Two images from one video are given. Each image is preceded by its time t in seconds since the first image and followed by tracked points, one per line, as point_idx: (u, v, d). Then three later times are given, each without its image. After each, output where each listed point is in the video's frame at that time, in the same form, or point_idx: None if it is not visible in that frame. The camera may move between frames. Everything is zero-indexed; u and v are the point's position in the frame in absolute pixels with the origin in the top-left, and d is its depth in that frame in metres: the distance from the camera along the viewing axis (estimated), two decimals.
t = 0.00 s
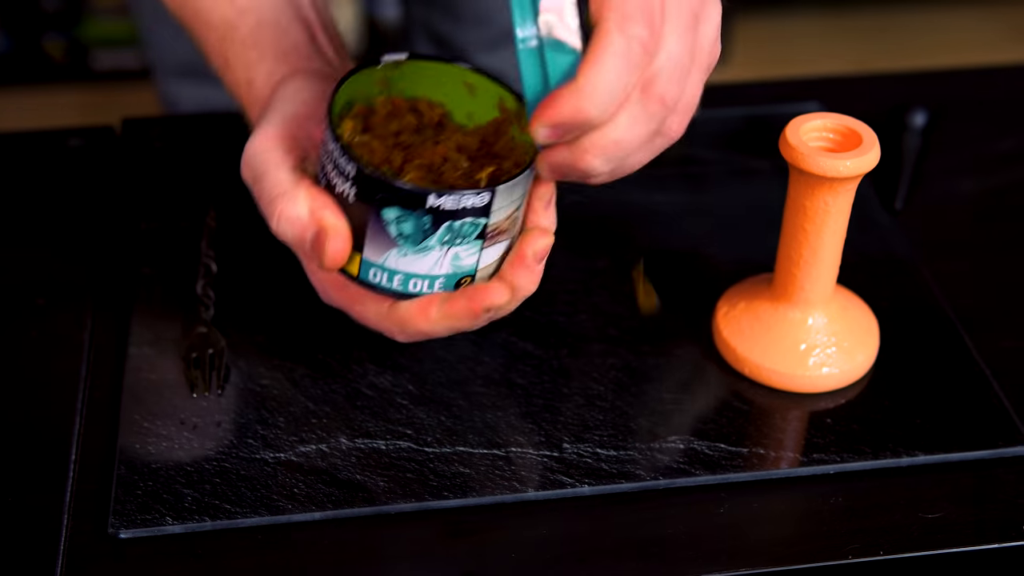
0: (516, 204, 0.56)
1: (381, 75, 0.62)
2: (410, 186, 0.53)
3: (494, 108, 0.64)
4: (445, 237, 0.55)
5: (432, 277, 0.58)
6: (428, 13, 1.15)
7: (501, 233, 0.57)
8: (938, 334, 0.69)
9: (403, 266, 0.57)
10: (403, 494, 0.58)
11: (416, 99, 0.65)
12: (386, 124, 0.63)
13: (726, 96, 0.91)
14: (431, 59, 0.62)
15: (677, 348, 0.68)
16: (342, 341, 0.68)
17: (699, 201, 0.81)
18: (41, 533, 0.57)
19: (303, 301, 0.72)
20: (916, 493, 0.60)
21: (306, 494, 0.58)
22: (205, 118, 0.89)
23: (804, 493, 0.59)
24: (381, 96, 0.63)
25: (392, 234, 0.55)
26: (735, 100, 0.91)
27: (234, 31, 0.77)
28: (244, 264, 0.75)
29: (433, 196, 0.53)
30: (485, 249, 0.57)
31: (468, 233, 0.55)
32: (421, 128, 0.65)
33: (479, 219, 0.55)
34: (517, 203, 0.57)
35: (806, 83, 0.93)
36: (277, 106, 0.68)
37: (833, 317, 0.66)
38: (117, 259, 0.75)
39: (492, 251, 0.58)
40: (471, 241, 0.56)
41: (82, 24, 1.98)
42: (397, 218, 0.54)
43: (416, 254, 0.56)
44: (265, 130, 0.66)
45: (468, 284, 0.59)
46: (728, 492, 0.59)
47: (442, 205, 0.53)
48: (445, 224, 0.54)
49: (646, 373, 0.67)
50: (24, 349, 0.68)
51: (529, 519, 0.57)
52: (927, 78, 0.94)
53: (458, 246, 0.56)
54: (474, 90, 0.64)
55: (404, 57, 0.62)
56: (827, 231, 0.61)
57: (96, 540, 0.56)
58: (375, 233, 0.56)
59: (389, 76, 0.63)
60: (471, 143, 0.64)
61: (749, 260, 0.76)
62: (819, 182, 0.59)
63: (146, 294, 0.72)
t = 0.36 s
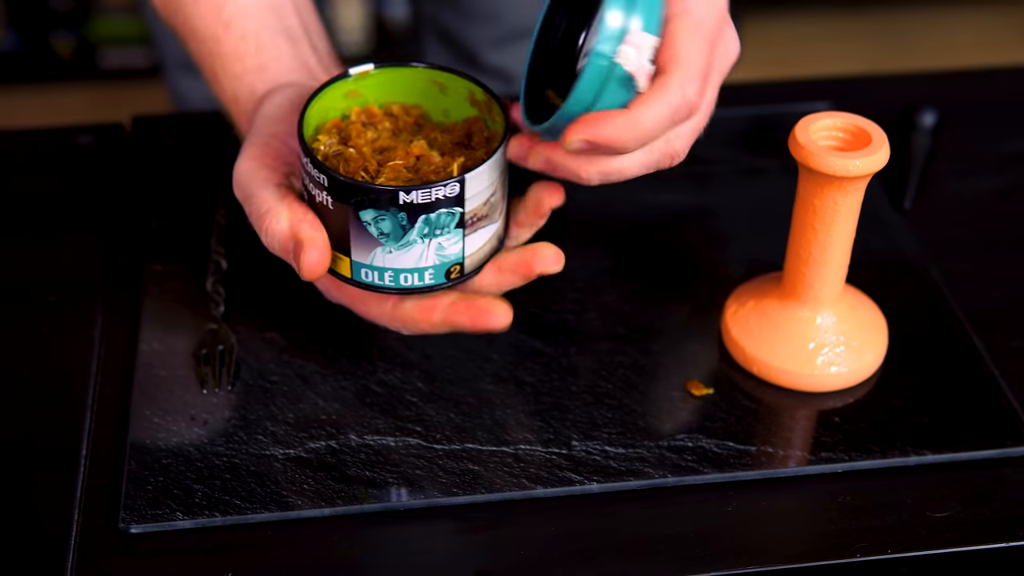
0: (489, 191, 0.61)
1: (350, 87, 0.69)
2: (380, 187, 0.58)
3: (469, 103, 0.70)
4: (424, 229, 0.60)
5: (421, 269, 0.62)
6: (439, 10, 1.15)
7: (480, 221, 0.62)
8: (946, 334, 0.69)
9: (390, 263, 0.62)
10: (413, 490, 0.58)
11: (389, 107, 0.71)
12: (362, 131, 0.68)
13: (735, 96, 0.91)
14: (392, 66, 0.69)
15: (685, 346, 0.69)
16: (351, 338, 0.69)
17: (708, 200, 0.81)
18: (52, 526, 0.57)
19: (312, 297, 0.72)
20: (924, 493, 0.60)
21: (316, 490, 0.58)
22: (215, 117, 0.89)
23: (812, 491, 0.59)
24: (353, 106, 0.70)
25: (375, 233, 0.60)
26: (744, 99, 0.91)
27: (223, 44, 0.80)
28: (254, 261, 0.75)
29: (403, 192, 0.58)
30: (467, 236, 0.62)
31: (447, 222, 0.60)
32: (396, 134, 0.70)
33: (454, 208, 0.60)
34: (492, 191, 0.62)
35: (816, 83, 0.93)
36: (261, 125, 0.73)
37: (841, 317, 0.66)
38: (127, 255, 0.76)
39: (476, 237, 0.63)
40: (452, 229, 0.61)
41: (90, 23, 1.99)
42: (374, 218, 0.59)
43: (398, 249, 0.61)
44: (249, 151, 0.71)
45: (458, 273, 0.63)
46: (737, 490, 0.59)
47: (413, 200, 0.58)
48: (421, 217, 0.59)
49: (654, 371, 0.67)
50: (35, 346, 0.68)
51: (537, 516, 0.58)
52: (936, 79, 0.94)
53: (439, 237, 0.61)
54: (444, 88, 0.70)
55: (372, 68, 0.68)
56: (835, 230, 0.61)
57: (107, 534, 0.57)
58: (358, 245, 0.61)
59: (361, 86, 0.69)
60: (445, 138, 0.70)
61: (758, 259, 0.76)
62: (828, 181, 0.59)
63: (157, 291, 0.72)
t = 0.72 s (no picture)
0: (469, 195, 0.63)
1: (346, 78, 0.71)
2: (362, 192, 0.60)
3: (459, 101, 0.72)
4: (404, 230, 0.62)
5: (402, 264, 0.64)
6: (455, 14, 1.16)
7: (458, 222, 0.64)
8: (955, 333, 0.70)
9: (374, 257, 0.64)
10: (427, 486, 0.59)
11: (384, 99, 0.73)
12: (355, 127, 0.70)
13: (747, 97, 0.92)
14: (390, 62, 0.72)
15: (697, 345, 0.69)
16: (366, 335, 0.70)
17: (720, 200, 0.82)
18: (72, 519, 0.58)
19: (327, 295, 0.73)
20: (933, 491, 0.60)
21: (331, 485, 0.59)
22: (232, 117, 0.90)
23: (823, 489, 0.60)
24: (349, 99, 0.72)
25: (357, 232, 0.63)
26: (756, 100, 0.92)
27: (208, 25, 0.85)
28: (270, 259, 0.76)
29: (382, 199, 0.60)
30: (446, 236, 0.64)
31: (426, 225, 0.62)
32: (390, 127, 0.72)
33: (432, 212, 0.62)
34: (470, 194, 0.64)
35: (828, 85, 0.94)
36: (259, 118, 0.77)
37: (851, 316, 0.67)
38: (144, 253, 0.77)
39: (455, 237, 0.65)
40: (431, 230, 0.63)
41: (102, 23, 2.04)
42: (357, 219, 0.62)
43: (381, 246, 0.63)
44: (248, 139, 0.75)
45: (438, 267, 0.66)
46: (748, 488, 0.60)
47: (392, 205, 0.60)
48: (401, 219, 0.61)
49: (666, 368, 0.67)
50: (55, 341, 0.69)
51: (551, 512, 0.58)
52: (947, 81, 0.95)
53: (419, 236, 0.63)
54: (436, 85, 0.72)
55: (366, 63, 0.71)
56: (846, 231, 0.62)
57: (126, 527, 0.57)
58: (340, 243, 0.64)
59: (357, 80, 0.72)
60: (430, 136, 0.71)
61: (770, 258, 0.76)
62: (838, 182, 0.59)
63: (174, 288, 0.73)
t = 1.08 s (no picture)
0: (521, 191, 0.66)
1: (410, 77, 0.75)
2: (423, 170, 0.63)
3: (515, 108, 0.75)
4: (457, 215, 0.65)
5: (450, 250, 0.67)
6: (474, 17, 1.18)
7: (509, 214, 0.67)
8: (971, 338, 0.70)
9: (424, 240, 0.67)
10: (444, 487, 0.59)
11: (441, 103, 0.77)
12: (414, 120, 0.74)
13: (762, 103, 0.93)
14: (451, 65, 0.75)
15: (713, 347, 0.70)
16: (383, 335, 0.70)
17: (735, 203, 0.82)
18: (91, 514, 0.58)
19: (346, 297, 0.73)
20: (949, 495, 0.60)
21: (349, 484, 0.59)
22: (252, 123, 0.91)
23: (838, 492, 0.60)
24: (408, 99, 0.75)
25: (413, 211, 0.65)
26: (771, 106, 0.92)
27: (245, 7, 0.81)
28: (288, 260, 0.77)
29: (441, 178, 0.63)
30: (496, 228, 0.67)
31: (478, 212, 0.65)
32: (448, 126, 0.75)
33: (487, 199, 0.65)
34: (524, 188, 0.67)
35: (843, 89, 0.94)
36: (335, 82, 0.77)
37: (867, 320, 0.67)
38: (163, 253, 0.78)
39: (505, 230, 0.68)
40: (483, 219, 0.66)
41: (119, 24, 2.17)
42: (414, 198, 0.64)
43: (432, 228, 0.66)
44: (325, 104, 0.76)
45: (484, 261, 0.68)
46: (763, 490, 0.60)
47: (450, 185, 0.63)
48: (456, 203, 0.64)
49: (682, 371, 0.68)
50: (76, 338, 0.70)
51: (566, 513, 0.59)
52: (963, 87, 0.95)
53: (471, 223, 0.66)
54: (494, 92, 0.75)
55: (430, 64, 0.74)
56: (863, 234, 0.62)
57: (144, 524, 0.58)
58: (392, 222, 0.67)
59: (418, 78, 0.75)
60: (485, 135, 0.75)
61: (785, 261, 0.77)
62: (855, 186, 0.59)
63: (193, 286, 0.74)
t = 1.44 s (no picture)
0: (554, 213, 0.65)
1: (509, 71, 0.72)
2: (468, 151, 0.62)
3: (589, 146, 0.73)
4: (482, 207, 0.64)
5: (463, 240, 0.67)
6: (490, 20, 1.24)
7: (529, 227, 0.66)
8: (988, 346, 0.70)
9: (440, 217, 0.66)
10: (461, 493, 0.60)
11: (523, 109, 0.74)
12: (487, 114, 0.72)
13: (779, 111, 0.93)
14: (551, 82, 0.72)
15: (729, 354, 0.70)
16: (401, 341, 0.70)
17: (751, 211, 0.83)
18: (110, 518, 0.59)
19: (364, 302, 0.74)
20: (965, 504, 0.60)
21: (367, 490, 0.60)
22: (270, 127, 0.92)
23: (855, 500, 0.60)
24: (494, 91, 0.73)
25: (443, 185, 0.64)
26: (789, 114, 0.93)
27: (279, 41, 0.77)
28: (306, 265, 0.77)
29: (482, 165, 0.62)
30: (512, 234, 0.67)
31: (503, 214, 0.65)
32: (518, 133, 0.73)
33: (515, 206, 0.64)
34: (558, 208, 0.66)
35: (858, 97, 0.94)
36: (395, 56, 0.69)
37: (884, 328, 0.67)
38: (182, 256, 0.78)
39: (520, 240, 0.67)
40: (504, 222, 0.65)
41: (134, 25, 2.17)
42: (448, 173, 0.64)
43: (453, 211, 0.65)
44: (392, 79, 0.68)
45: (489, 261, 0.69)
46: (780, 498, 0.60)
47: (487, 176, 0.62)
48: (485, 195, 0.63)
49: (699, 378, 0.68)
50: (95, 342, 0.70)
51: (583, 520, 0.59)
52: (978, 95, 0.95)
53: (491, 220, 0.65)
54: (576, 122, 0.73)
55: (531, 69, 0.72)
56: (881, 243, 0.62)
57: (162, 528, 0.58)
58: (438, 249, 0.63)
59: (513, 77, 0.72)
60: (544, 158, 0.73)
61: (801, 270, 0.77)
62: (873, 195, 0.59)
63: (212, 290, 0.74)
